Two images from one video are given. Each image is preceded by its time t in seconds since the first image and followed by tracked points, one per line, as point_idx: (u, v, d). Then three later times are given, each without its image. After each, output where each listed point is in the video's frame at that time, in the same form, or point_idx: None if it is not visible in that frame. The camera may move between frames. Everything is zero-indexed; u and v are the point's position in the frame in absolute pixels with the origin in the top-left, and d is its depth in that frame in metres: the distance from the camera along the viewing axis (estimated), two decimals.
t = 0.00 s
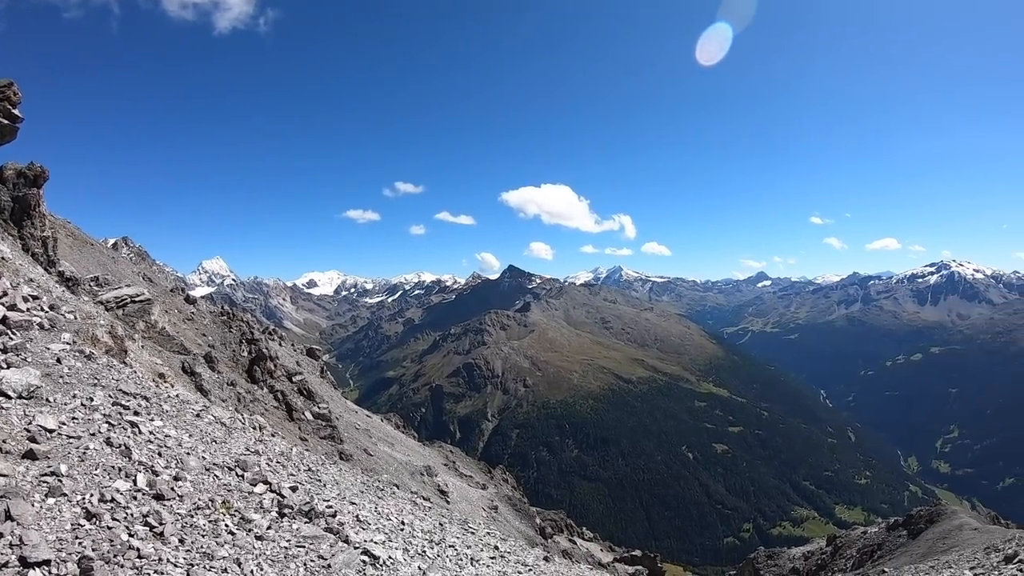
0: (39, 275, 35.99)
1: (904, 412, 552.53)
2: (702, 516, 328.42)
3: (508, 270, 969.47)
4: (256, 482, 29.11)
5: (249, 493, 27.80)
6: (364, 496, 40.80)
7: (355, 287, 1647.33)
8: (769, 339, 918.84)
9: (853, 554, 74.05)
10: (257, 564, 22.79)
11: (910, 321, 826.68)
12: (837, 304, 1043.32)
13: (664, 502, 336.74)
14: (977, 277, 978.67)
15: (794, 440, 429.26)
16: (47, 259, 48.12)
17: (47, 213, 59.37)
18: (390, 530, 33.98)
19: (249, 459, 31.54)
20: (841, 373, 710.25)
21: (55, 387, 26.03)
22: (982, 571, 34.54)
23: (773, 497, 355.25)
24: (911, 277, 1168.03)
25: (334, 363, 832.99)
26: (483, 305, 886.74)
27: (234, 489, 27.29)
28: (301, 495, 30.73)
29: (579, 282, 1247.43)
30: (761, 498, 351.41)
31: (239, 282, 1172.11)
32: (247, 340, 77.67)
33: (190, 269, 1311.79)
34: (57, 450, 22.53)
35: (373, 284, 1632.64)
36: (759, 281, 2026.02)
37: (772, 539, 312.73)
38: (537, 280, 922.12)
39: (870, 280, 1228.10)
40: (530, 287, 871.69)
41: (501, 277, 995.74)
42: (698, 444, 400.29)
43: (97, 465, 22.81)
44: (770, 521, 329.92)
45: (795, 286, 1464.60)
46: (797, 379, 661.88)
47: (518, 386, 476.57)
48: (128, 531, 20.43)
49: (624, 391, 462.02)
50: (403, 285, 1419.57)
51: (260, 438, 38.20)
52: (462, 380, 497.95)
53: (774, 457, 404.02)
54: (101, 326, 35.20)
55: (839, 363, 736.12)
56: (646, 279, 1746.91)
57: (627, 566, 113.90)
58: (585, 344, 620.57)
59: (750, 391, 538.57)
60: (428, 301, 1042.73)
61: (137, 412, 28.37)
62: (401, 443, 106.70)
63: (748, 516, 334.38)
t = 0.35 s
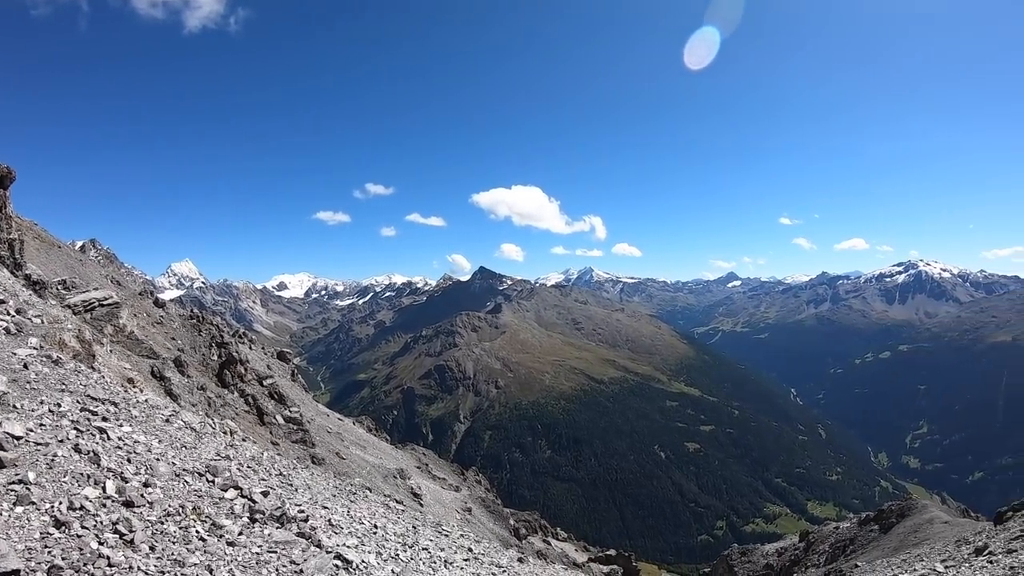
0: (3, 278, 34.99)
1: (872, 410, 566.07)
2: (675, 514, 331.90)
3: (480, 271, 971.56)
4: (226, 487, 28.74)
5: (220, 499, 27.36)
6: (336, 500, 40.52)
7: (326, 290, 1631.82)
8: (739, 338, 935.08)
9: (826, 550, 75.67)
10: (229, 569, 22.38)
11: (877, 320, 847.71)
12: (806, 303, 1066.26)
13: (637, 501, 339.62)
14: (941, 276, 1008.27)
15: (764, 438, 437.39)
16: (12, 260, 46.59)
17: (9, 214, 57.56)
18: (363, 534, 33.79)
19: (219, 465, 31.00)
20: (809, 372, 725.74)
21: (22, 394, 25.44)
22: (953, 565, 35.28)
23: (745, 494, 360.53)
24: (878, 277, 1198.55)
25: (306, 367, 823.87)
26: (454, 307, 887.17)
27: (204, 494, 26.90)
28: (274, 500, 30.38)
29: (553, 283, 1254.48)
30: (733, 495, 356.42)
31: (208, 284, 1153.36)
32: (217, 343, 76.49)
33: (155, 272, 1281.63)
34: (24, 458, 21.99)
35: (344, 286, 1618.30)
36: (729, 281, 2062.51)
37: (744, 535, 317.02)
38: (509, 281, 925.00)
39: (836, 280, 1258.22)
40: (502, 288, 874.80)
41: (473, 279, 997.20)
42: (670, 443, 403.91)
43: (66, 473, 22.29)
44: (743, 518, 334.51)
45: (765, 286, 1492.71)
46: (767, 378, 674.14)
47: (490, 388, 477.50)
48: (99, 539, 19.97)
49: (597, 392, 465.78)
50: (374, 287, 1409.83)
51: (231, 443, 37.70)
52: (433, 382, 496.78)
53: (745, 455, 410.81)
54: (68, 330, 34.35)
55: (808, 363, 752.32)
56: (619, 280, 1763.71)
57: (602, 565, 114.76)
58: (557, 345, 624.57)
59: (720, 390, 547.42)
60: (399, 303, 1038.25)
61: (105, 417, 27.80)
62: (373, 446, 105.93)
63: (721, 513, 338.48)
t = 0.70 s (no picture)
0: None
1: (838, 405, 580.77)
2: (646, 511, 335.62)
3: (449, 272, 971.27)
4: (194, 492, 28.27)
5: (188, 504, 26.92)
6: (306, 503, 40.19)
7: (294, 291, 1609.42)
8: (707, 337, 951.07)
9: (797, 544, 77.42)
10: None
11: (843, 316, 869.87)
12: (774, 301, 1090.32)
13: (608, 499, 342.81)
14: (906, 273, 1037.22)
15: (733, 434, 445.31)
16: None
17: None
18: (333, 537, 33.50)
19: (187, 469, 30.56)
20: (775, 369, 742.75)
21: None
22: (922, 555, 36.07)
23: (716, 490, 365.92)
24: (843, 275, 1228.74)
25: (274, 369, 812.89)
26: (422, 308, 884.81)
27: (171, 501, 26.45)
28: (242, 505, 30.05)
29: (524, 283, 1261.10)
30: (704, 491, 361.41)
31: (174, 287, 1131.02)
32: (184, 346, 74.90)
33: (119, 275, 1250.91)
34: None
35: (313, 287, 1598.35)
36: (695, 280, 2101.25)
37: (715, 531, 321.65)
38: (479, 282, 926.52)
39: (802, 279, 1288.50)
40: (470, 288, 876.21)
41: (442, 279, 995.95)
42: (640, 442, 407.25)
43: (30, 480, 21.81)
44: (714, 514, 339.06)
45: (732, 284, 1522.58)
46: (735, 375, 687.03)
47: (460, 388, 477.89)
48: (64, 547, 19.54)
49: (567, 392, 469.34)
50: (343, 288, 1396.14)
51: (198, 448, 37.17)
52: (403, 383, 495.24)
53: (714, 450, 417.66)
54: (32, 335, 33.58)
55: (774, 360, 768.78)
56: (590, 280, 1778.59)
57: (575, 564, 115.68)
58: (527, 345, 627.52)
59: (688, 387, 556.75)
60: (368, 304, 1030.83)
61: (71, 423, 27.23)
62: (343, 448, 105.08)
63: (692, 510, 342.93)
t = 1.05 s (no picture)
0: None
1: (801, 402, 596.12)
2: (612, 509, 339.07)
3: (415, 272, 967.60)
4: (156, 496, 27.81)
5: (150, 510, 26.48)
6: (270, 507, 39.90)
7: (257, 291, 1579.05)
8: (672, 336, 968.24)
9: (762, 539, 79.62)
10: None
11: (805, 315, 893.38)
12: (737, 300, 1115.00)
13: (575, 497, 345.49)
14: (868, 272, 1068.93)
15: (698, 431, 453.23)
16: None
17: None
18: (299, 540, 33.31)
19: (149, 474, 30.11)
20: (737, 367, 759.85)
21: None
22: (887, 545, 36.82)
23: (681, 487, 371.36)
24: (806, 274, 1260.66)
25: (237, 371, 796.42)
26: (386, 309, 878.83)
27: (133, 506, 26.01)
28: (206, 509, 29.62)
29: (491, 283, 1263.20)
30: (670, 488, 366.55)
31: (130, 288, 1098.23)
32: (146, 348, 73.08)
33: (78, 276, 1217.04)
34: None
35: (277, 287, 1570.61)
36: (660, 279, 2135.94)
37: (681, 527, 326.04)
38: (443, 282, 924.78)
39: (765, 278, 1319.31)
40: (434, 288, 874.01)
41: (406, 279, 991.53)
42: (606, 440, 411.27)
43: None
44: (680, 511, 343.86)
45: (696, 284, 1551.78)
46: (700, 373, 700.12)
47: (425, 389, 477.05)
48: (24, 556, 19.13)
49: (531, 391, 472.47)
50: (306, 288, 1378.21)
51: (160, 451, 36.47)
52: (368, 384, 491.96)
53: (679, 447, 424.77)
54: None
55: (737, 358, 786.51)
56: (558, 280, 1789.22)
57: (542, 562, 116.87)
58: (492, 345, 629.68)
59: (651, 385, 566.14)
60: (333, 305, 1019.05)
61: (28, 428, 26.48)
62: (308, 450, 103.91)
63: (659, 507, 347.11)
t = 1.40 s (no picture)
0: None
1: (769, 401, 608.81)
2: (582, 509, 341.16)
3: (384, 273, 961.92)
4: (122, 501, 27.35)
5: (116, 514, 26.05)
6: (238, 510, 39.49)
7: (225, 291, 1549.70)
8: (641, 337, 981.26)
9: (732, 536, 81.43)
10: None
11: (772, 315, 913.26)
12: (706, 300, 1134.99)
13: (546, 498, 347.03)
14: (835, 274, 1097.64)
15: (667, 431, 459.32)
16: None
17: None
18: (267, 544, 33.10)
19: (114, 478, 29.62)
20: (705, 367, 773.40)
21: None
22: (855, 542, 37.12)
23: (651, 486, 375.25)
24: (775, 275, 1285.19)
25: (204, 373, 781.17)
26: (354, 310, 870.98)
27: (99, 510, 25.58)
28: (172, 513, 29.25)
29: (463, 284, 1262.18)
30: (639, 488, 370.06)
31: (93, 288, 1068.46)
32: (111, 349, 71.31)
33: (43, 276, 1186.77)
34: None
35: (245, 288, 1541.97)
36: (629, 280, 2164.62)
37: (651, 526, 328.74)
38: (411, 282, 921.07)
39: (734, 278, 1343.81)
40: (403, 289, 870.07)
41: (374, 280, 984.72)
42: (574, 441, 414.68)
43: None
44: (650, 510, 346.66)
45: (665, 284, 1574.69)
46: (669, 374, 710.69)
47: (394, 390, 474.97)
48: None
49: (500, 392, 474.61)
50: (275, 289, 1358.43)
51: (126, 455, 35.90)
52: (336, 385, 487.42)
53: (647, 447, 430.18)
54: None
55: (705, 358, 800.61)
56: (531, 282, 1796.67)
57: (514, 563, 117.56)
58: (462, 346, 629.72)
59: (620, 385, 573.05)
60: (302, 305, 1006.01)
61: None
62: (277, 452, 102.56)
63: (629, 507, 349.80)
